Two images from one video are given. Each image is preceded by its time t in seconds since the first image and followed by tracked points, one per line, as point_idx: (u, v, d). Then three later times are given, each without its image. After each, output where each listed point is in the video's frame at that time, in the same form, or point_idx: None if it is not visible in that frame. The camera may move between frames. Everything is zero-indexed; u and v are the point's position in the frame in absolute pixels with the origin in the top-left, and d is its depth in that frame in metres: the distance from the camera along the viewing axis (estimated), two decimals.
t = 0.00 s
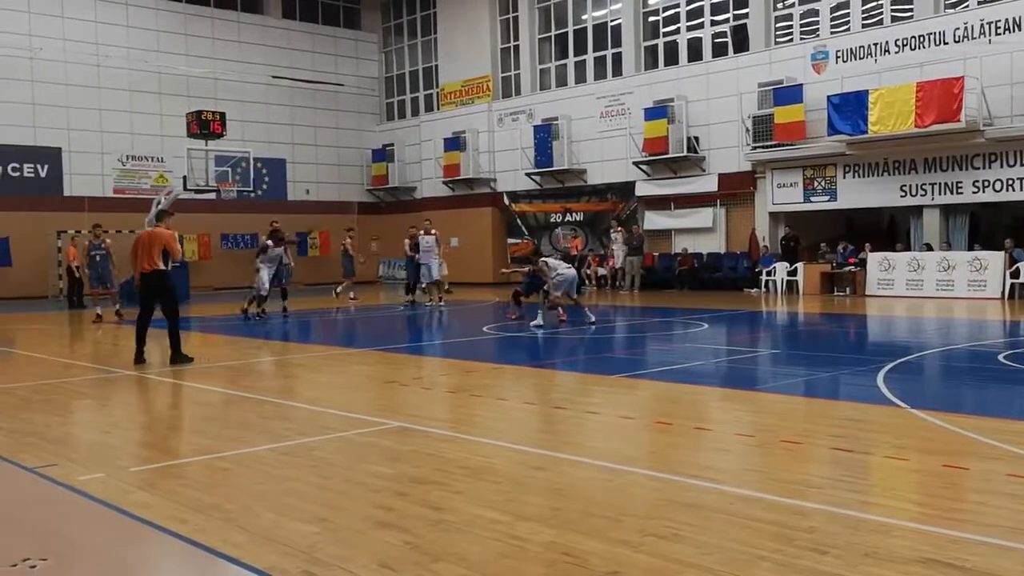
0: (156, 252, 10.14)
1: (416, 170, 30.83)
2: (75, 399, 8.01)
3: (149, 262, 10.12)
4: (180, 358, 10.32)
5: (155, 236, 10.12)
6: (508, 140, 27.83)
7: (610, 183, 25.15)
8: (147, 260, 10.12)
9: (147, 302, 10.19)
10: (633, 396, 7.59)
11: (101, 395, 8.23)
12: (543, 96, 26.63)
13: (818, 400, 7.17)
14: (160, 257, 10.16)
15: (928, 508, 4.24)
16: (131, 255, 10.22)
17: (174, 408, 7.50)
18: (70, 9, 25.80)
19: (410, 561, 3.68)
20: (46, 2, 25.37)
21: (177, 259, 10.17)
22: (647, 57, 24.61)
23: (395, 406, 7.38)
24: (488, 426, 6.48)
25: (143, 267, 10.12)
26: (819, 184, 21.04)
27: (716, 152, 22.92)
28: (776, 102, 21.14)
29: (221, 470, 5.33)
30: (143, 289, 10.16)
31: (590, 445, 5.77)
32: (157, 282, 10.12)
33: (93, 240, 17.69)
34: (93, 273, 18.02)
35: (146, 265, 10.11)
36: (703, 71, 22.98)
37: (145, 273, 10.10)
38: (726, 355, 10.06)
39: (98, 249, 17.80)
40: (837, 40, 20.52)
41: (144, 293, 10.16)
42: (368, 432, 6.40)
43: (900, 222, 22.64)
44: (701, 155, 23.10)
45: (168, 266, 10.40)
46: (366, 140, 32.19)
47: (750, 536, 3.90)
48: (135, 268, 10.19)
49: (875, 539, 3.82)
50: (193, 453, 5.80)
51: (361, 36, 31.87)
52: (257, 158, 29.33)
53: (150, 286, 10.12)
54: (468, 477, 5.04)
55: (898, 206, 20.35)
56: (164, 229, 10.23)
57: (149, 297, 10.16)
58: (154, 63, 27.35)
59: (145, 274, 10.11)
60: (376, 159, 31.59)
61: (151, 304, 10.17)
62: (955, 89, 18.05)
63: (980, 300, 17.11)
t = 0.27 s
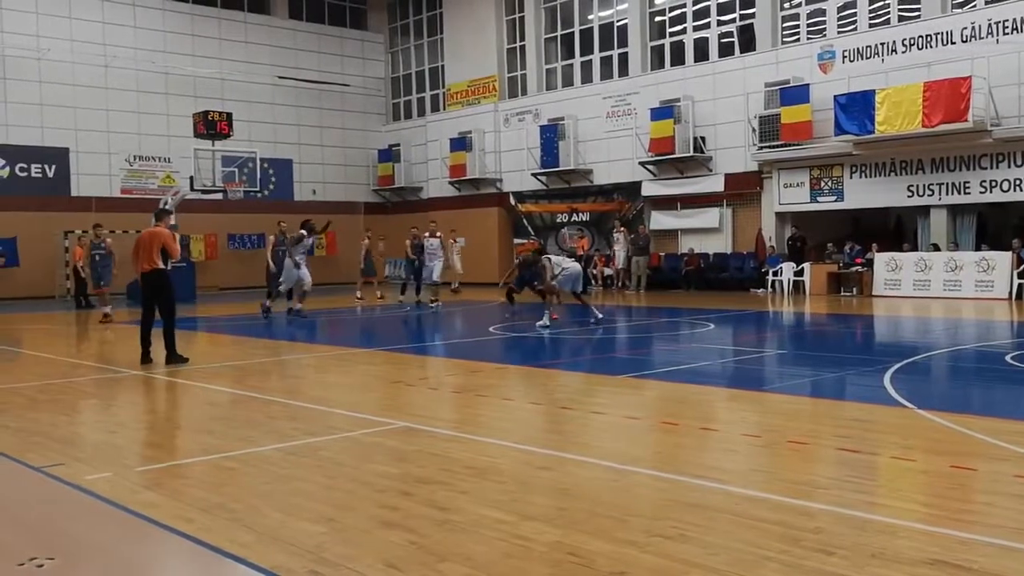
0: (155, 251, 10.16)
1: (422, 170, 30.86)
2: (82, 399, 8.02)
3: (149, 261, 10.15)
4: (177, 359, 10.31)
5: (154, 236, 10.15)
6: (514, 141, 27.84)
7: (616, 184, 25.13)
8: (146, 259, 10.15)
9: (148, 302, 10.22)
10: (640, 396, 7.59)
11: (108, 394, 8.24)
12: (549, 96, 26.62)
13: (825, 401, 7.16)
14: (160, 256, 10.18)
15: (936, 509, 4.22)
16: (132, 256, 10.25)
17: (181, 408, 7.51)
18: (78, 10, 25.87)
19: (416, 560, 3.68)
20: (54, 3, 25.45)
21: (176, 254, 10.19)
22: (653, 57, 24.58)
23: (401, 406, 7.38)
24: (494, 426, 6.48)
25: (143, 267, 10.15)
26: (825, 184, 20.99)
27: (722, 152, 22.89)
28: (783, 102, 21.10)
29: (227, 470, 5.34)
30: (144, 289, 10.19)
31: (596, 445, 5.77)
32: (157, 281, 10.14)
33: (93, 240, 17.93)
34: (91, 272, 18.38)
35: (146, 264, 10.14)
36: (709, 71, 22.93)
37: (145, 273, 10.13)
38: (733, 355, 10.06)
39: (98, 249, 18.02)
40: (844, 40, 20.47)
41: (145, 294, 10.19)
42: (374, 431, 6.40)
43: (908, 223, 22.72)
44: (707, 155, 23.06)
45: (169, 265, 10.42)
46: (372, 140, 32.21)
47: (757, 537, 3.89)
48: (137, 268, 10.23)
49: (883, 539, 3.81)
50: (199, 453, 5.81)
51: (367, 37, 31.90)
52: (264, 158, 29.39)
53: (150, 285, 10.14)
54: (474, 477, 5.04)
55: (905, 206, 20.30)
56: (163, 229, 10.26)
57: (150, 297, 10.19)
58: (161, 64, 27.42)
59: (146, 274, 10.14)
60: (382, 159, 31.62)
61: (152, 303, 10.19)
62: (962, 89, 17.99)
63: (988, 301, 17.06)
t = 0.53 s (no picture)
0: (158, 251, 10.17)
1: (426, 171, 30.87)
2: (87, 398, 8.03)
3: (153, 261, 10.16)
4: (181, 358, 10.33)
5: (157, 235, 10.15)
6: (518, 141, 27.85)
7: (620, 184, 25.12)
8: (150, 259, 10.16)
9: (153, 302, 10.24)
10: (643, 397, 7.58)
11: (112, 394, 8.26)
12: (553, 96, 26.62)
13: (829, 401, 7.16)
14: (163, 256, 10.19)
15: (940, 509, 4.22)
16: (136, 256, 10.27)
17: (185, 408, 7.52)
18: (82, 10, 25.92)
19: (419, 561, 3.69)
20: (58, 3, 25.51)
21: (178, 255, 10.20)
22: (657, 57, 24.56)
23: (405, 406, 7.39)
24: (497, 426, 6.48)
25: (146, 267, 10.16)
26: (829, 184, 20.97)
27: (726, 152, 22.87)
28: (787, 102, 21.08)
29: (231, 470, 5.35)
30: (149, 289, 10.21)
31: (600, 446, 5.76)
32: (161, 281, 10.16)
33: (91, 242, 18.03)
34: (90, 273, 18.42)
35: (150, 264, 10.16)
36: (713, 71, 22.92)
37: (149, 273, 10.15)
38: (737, 355, 10.06)
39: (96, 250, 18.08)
40: (848, 40, 20.44)
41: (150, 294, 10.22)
42: (377, 431, 6.41)
43: (911, 222, 22.89)
44: (711, 155, 23.05)
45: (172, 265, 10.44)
46: (376, 140, 32.24)
47: (761, 537, 3.88)
48: (140, 268, 10.24)
49: (886, 540, 3.80)
50: (203, 453, 5.81)
51: (371, 37, 31.90)
52: (268, 158, 29.44)
53: (154, 286, 10.17)
54: (478, 477, 5.04)
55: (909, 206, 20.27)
56: (166, 228, 10.28)
57: (154, 297, 10.21)
58: (165, 64, 27.46)
59: (150, 274, 10.16)
60: (386, 159, 31.63)
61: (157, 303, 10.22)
62: (967, 89, 17.95)
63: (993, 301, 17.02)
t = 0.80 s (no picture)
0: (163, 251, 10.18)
1: (428, 170, 30.86)
2: (90, 399, 8.04)
3: (157, 261, 10.17)
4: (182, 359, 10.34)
5: (161, 236, 10.15)
6: (520, 140, 27.85)
7: (622, 184, 25.11)
8: (154, 260, 10.16)
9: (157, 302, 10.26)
10: (646, 397, 7.58)
11: (115, 395, 8.26)
12: (555, 96, 26.61)
13: (832, 400, 7.15)
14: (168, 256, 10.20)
15: (944, 509, 4.21)
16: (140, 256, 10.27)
17: (188, 408, 7.52)
18: (84, 11, 25.94)
19: (422, 561, 3.69)
20: (60, 4, 25.54)
21: (183, 256, 10.22)
22: (659, 56, 24.56)
23: (407, 406, 7.39)
24: (500, 426, 6.48)
25: (151, 267, 10.17)
26: (832, 183, 20.94)
27: (728, 152, 22.84)
28: (789, 102, 21.07)
29: (234, 470, 5.35)
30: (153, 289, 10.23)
31: (602, 446, 5.76)
32: (166, 282, 10.18)
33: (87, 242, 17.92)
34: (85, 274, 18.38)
35: (155, 264, 10.17)
36: (715, 71, 22.91)
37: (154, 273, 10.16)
38: (739, 355, 10.05)
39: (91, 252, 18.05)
40: (850, 39, 20.42)
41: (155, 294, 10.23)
42: (380, 431, 6.40)
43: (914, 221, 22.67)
44: (713, 155, 23.02)
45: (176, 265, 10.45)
46: (378, 140, 32.25)
47: (764, 537, 3.88)
48: (144, 268, 10.24)
49: (890, 540, 3.80)
50: (206, 453, 5.82)
51: (373, 37, 31.91)
52: (270, 158, 29.45)
53: (158, 286, 10.18)
54: (481, 477, 5.04)
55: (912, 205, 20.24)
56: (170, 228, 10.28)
57: (159, 298, 10.22)
58: (167, 64, 27.48)
59: (154, 274, 10.17)
60: (388, 159, 31.63)
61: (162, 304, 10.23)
62: (970, 88, 17.94)
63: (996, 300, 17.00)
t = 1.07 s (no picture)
0: (168, 251, 10.19)
1: (430, 171, 30.89)
2: (93, 399, 8.05)
3: (162, 261, 10.17)
4: (183, 358, 10.35)
5: (167, 235, 10.17)
6: (523, 141, 27.85)
7: (624, 184, 25.11)
8: (159, 260, 10.17)
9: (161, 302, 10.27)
10: (648, 397, 7.58)
11: (117, 395, 8.27)
12: (557, 96, 26.61)
13: (834, 400, 7.15)
14: (173, 257, 10.21)
15: (946, 509, 4.21)
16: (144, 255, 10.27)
17: (190, 408, 7.53)
18: (86, 11, 25.97)
19: (423, 560, 3.69)
20: (63, 4, 25.58)
21: (187, 256, 10.22)
22: (662, 56, 24.57)
23: (409, 406, 7.39)
24: (502, 426, 6.49)
25: (155, 267, 10.18)
26: (834, 184, 20.92)
27: (731, 152, 22.84)
28: (791, 102, 21.06)
29: (236, 470, 5.36)
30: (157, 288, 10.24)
31: (604, 445, 5.76)
32: (170, 282, 10.19)
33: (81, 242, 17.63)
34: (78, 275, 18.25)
35: (159, 264, 10.17)
36: (717, 71, 22.89)
37: (159, 273, 10.17)
38: (741, 355, 10.06)
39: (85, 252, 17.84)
40: (853, 39, 20.41)
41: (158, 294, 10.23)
42: (382, 432, 6.41)
43: (916, 221, 22.73)
44: (715, 155, 23.02)
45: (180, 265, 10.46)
46: (381, 140, 32.27)
47: (766, 537, 3.88)
48: (148, 267, 10.24)
49: (891, 540, 3.80)
50: (208, 453, 5.83)
51: (375, 37, 31.93)
52: (272, 159, 29.50)
53: (163, 286, 10.19)
54: (483, 477, 5.05)
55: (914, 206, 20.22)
56: (176, 228, 10.29)
57: (164, 298, 10.24)
58: (169, 65, 27.50)
59: (159, 274, 10.18)
60: (390, 160, 31.64)
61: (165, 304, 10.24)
62: (972, 88, 17.92)
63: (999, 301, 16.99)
